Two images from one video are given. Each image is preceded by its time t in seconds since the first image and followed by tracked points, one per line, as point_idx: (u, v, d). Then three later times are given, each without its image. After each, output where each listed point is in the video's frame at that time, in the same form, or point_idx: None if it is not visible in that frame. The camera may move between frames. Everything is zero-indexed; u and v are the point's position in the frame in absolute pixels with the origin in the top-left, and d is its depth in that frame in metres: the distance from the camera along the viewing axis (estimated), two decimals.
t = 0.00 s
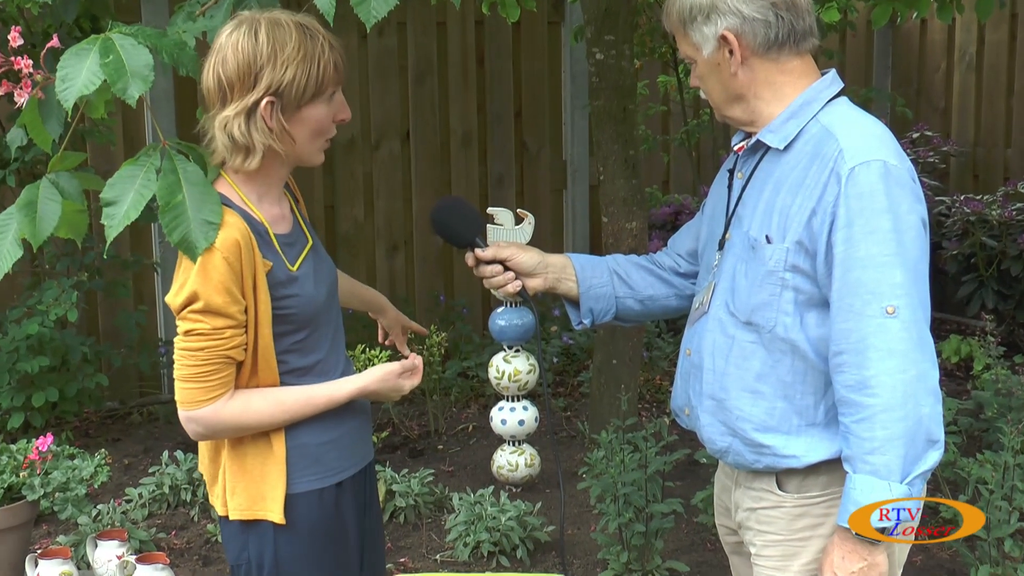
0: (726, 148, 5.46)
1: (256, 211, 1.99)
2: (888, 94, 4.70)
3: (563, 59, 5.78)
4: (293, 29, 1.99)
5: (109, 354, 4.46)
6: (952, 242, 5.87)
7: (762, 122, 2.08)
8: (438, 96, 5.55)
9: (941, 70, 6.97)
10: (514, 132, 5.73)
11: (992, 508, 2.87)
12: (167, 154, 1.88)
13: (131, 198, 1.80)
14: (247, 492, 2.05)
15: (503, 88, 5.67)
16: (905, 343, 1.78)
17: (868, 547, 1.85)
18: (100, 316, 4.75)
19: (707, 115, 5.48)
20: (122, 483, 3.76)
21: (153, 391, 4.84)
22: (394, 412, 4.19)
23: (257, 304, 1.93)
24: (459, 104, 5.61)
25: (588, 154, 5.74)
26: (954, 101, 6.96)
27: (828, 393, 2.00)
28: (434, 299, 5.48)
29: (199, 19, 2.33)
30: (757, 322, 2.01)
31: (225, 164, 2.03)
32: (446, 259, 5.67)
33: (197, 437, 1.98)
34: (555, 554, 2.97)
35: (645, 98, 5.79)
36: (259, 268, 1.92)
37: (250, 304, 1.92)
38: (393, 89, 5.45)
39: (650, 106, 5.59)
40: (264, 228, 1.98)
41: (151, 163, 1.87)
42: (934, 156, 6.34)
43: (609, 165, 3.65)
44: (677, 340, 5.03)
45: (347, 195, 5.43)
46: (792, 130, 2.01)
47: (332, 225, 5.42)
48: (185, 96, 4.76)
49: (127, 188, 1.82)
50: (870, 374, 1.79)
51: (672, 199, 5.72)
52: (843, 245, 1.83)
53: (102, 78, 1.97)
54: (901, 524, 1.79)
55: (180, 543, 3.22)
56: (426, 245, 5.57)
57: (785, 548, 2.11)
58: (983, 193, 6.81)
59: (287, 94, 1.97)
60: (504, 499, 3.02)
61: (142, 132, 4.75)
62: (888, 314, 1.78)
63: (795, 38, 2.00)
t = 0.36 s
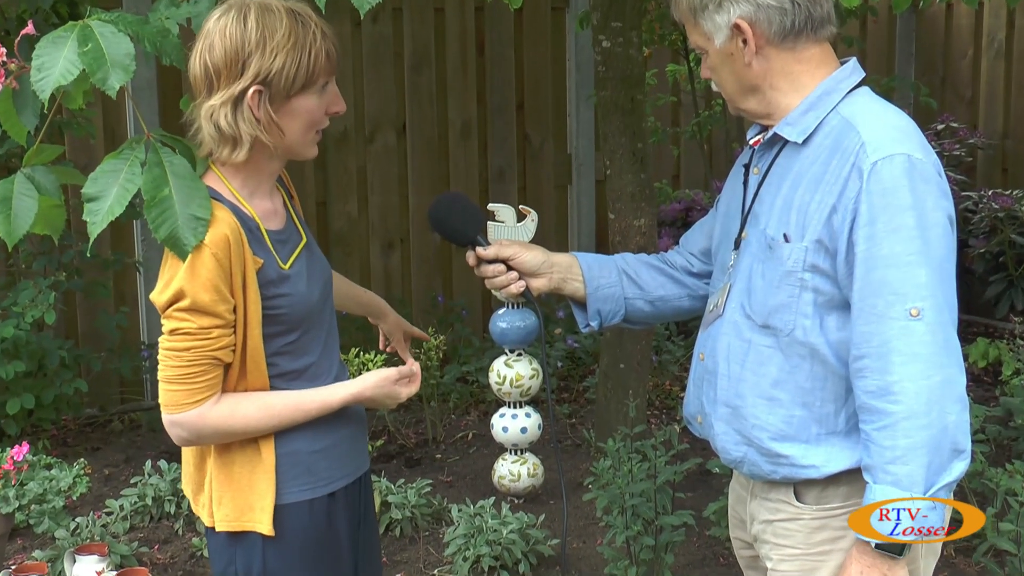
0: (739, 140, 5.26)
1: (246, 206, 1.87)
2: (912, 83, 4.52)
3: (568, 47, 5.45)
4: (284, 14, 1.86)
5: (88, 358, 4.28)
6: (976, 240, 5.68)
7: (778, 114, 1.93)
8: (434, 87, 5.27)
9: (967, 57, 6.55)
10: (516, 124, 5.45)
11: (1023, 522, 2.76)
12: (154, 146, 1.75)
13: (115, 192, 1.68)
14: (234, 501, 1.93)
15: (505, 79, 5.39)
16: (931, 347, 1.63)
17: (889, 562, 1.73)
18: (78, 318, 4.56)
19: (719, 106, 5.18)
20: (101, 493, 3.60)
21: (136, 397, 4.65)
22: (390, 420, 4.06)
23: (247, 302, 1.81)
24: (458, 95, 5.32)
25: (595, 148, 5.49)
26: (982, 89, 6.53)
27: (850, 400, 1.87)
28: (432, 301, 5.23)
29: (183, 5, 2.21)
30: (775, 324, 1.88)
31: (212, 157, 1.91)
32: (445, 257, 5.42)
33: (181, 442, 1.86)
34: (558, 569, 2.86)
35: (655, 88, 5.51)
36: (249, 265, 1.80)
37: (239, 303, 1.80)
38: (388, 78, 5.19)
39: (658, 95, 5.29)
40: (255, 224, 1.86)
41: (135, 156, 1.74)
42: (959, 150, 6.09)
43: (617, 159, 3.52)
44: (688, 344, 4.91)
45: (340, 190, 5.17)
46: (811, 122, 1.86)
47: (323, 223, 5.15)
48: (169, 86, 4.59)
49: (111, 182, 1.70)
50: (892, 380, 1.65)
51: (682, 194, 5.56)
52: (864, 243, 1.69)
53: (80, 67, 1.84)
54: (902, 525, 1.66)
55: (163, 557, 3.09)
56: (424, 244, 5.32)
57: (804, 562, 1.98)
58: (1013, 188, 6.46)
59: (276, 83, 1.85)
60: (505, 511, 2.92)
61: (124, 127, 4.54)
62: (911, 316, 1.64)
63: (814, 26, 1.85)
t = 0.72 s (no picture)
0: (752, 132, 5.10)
1: (240, 197, 1.75)
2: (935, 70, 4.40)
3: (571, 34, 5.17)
4: None
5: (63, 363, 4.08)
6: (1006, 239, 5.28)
7: (795, 102, 1.76)
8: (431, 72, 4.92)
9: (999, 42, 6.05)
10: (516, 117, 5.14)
11: None
12: (142, 138, 1.61)
13: (104, 188, 1.54)
14: (224, 511, 1.80)
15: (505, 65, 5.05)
16: (952, 355, 1.46)
17: None
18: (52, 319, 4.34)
19: (730, 96, 5.06)
20: (77, 505, 3.44)
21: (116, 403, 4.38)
22: (384, 428, 3.94)
23: (240, 298, 1.69)
24: (456, 85, 4.98)
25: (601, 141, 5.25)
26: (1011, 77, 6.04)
27: (868, 406, 1.65)
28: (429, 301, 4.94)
29: None
30: (786, 327, 1.67)
31: (203, 148, 1.79)
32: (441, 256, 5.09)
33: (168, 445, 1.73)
34: None
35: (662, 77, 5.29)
36: (242, 260, 1.68)
37: (230, 299, 1.68)
38: (383, 68, 4.81)
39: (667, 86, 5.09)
40: (250, 216, 1.74)
41: (123, 150, 1.60)
42: (987, 141, 5.67)
43: (622, 152, 3.41)
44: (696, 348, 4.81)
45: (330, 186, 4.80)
46: (829, 114, 1.68)
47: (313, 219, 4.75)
48: (149, 69, 4.27)
49: (99, 179, 1.55)
50: (910, 390, 1.48)
51: (691, 189, 5.39)
52: (881, 242, 1.51)
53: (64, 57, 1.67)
54: (903, 525, 1.51)
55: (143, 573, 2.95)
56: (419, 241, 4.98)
57: None
58: None
59: (271, 71, 1.73)
60: (505, 523, 2.82)
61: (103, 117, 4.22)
62: (931, 321, 1.47)
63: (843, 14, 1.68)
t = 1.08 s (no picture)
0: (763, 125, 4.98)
1: (230, 195, 1.63)
2: (955, 58, 4.30)
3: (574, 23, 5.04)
4: None
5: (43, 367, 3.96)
6: None
7: (809, 95, 1.65)
8: (425, 64, 4.83)
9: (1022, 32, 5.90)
10: (516, 108, 5.04)
11: None
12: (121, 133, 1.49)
13: (79, 188, 1.43)
14: (209, 523, 1.67)
15: (504, 57, 4.95)
16: (977, 360, 1.36)
17: None
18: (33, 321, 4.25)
19: (740, 87, 4.92)
20: (57, 517, 3.34)
21: (96, 409, 4.26)
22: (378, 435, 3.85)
23: (228, 302, 1.58)
24: (452, 77, 4.87)
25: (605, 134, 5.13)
26: None
27: (889, 414, 1.55)
28: (424, 302, 4.84)
29: None
30: (802, 332, 1.57)
31: (227, 131, 1.64)
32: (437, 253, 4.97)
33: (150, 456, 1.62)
34: None
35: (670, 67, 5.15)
36: (232, 262, 1.57)
37: (217, 302, 1.56)
38: (375, 58, 4.72)
39: (674, 76, 4.96)
40: (240, 215, 1.63)
41: (100, 147, 1.48)
42: (1010, 134, 5.47)
43: (627, 146, 3.31)
44: (706, 351, 4.72)
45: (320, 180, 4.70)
46: (844, 107, 1.57)
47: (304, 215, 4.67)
48: (130, 65, 4.17)
49: (75, 178, 1.44)
50: (932, 398, 1.37)
51: (698, 186, 5.28)
52: (900, 241, 1.41)
53: (39, 48, 1.42)
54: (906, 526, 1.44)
55: None
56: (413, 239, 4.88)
57: None
58: None
59: (311, 55, 1.66)
60: (503, 535, 2.74)
61: (82, 111, 4.11)
62: (953, 325, 1.36)
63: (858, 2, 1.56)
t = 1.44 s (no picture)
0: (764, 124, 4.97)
1: (241, 193, 1.61)
2: (958, 57, 4.28)
3: (573, 21, 5.03)
4: None
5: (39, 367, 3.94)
6: None
7: (813, 93, 1.63)
8: (424, 63, 4.82)
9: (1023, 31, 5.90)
10: (514, 107, 5.02)
11: None
12: (123, 134, 1.49)
13: (85, 188, 1.44)
14: (216, 525, 1.64)
15: (502, 57, 4.95)
16: (983, 360, 1.35)
17: None
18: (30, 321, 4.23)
19: (740, 86, 4.89)
20: (52, 519, 3.33)
21: (92, 410, 4.26)
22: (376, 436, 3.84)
23: (242, 301, 1.55)
24: (450, 77, 4.86)
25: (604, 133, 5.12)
26: None
27: (893, 416, 1.54)
28: (423, 302, 4.83)
29: None
30: (805, 332, 1.56)
31: (235, 128, 1.62)
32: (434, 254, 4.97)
33: (159, 458, 1.58)
34: None
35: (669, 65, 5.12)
36: (245, 261, 1.54)
37: (231, 301, 1.54)
38: (373, 57, 4.70)
39: (673, 75, 4.93)
40: (250, 214, 1.60)
41: (103, 147, 1.48)
42: (1011, 134, 5.45)
43: (627, 146, 3.30)
44: (705, 351, 4.71)
45: (318, 180, 4.68)
46: (849, 106, 1.56)
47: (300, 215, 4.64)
48: (125, 64, 4.16)
49: (81, 177, 1.45)
50: (939, 398, 1.36)
51: (697, 186, 5.27)
52: (906, 240, 1.39)
53: (37, 49, 1.40)
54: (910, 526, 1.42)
55: None
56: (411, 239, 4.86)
57: None
58: None
59: (318, 55, 1.65)
60: (501, 537, 2.74)
61: (77, 110, 4.09)
62: (960, 324, 1.35)
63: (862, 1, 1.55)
